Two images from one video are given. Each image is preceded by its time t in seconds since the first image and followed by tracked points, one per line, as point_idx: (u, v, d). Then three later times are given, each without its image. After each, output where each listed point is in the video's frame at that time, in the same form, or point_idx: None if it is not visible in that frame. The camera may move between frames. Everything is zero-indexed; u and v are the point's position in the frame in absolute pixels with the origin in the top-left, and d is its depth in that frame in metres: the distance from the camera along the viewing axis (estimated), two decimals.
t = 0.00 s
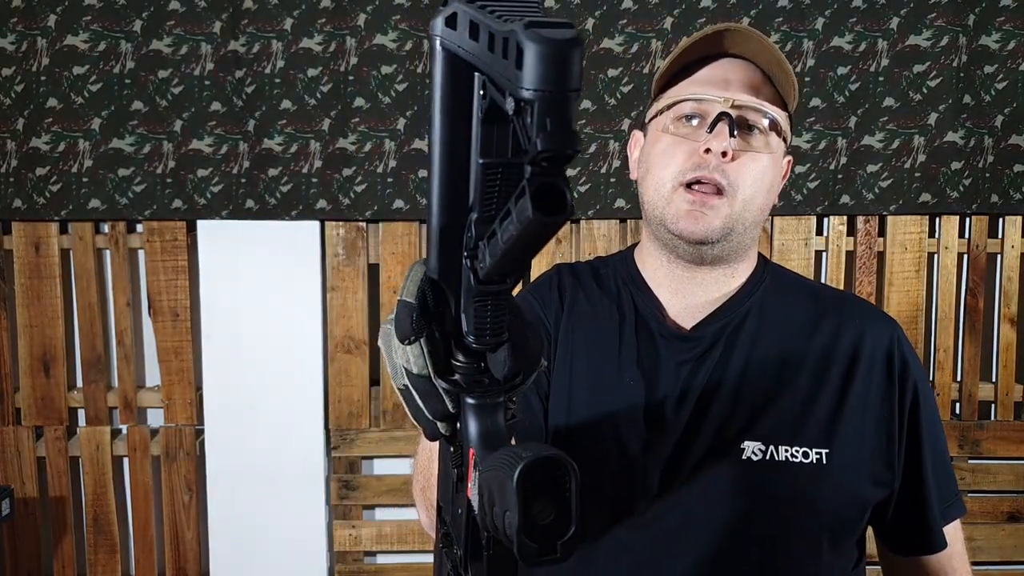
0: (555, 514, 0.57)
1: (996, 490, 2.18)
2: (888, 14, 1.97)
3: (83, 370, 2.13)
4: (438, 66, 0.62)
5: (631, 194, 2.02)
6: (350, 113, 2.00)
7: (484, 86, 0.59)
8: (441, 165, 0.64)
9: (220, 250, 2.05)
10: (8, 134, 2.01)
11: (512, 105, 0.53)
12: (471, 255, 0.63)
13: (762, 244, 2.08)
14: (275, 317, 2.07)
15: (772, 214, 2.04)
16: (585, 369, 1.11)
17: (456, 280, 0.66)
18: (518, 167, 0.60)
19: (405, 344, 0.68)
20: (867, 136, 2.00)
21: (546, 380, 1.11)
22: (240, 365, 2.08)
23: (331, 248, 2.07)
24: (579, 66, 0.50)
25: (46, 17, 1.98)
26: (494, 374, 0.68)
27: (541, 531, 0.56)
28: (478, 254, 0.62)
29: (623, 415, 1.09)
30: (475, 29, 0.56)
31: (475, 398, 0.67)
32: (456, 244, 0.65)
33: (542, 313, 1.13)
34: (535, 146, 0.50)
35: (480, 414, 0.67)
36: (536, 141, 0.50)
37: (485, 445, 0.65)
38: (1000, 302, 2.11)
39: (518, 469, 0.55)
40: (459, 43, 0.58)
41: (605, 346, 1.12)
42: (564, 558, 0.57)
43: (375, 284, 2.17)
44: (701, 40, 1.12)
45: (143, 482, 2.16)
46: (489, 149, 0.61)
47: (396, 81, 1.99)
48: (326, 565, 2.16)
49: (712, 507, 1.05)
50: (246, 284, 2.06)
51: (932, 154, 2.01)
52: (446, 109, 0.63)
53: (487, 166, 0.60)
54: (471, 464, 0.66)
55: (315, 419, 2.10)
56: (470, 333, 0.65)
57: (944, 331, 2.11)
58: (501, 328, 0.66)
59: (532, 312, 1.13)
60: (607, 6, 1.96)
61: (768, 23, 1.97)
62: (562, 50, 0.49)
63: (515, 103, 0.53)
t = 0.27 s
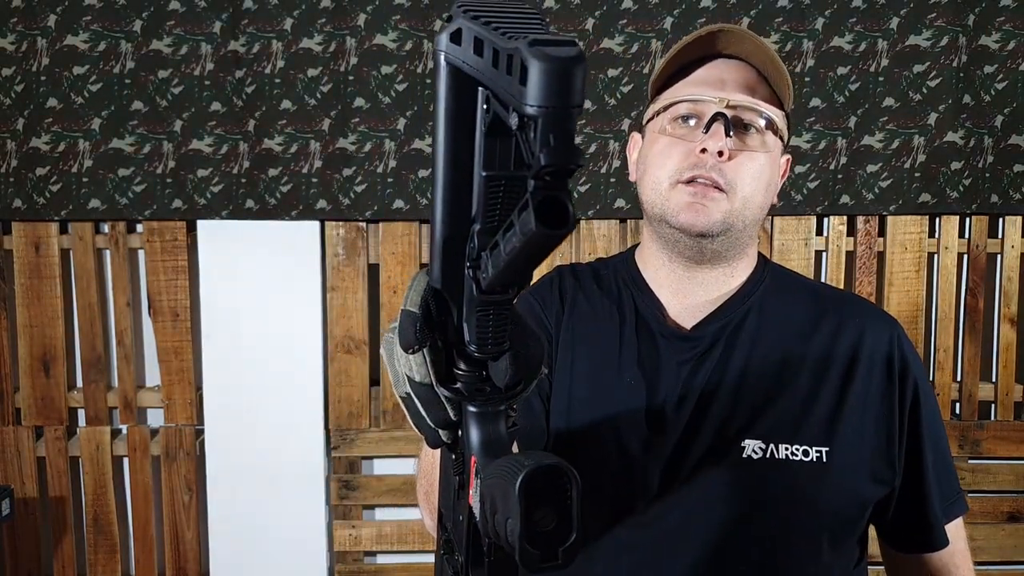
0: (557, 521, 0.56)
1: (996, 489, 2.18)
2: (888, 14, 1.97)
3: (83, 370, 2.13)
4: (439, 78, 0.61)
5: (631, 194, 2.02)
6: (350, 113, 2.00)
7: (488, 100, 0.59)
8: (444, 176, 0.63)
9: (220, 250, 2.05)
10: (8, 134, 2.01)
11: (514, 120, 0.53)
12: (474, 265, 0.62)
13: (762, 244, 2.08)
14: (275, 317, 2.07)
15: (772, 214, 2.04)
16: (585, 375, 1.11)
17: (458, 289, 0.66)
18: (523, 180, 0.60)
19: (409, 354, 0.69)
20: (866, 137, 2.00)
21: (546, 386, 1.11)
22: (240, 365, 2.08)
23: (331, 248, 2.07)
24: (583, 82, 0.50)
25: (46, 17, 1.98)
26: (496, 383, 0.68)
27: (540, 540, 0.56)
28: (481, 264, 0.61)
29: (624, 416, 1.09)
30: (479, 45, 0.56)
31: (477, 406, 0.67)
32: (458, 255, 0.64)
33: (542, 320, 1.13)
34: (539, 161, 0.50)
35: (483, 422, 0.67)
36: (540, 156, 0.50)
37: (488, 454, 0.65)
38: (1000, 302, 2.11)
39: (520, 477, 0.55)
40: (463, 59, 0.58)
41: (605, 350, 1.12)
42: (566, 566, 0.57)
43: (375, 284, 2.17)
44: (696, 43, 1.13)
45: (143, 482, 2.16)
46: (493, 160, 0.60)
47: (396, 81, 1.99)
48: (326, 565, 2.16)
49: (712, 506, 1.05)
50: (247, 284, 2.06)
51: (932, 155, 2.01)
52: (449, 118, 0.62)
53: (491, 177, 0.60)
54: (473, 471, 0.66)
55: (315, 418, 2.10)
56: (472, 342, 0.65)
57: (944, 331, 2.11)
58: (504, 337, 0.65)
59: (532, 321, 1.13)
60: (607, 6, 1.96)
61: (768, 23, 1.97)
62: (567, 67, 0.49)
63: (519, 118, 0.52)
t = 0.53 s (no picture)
0: (594, 506, 0.55)
1: (996, 490, 2.18)
2: (888, 14, 1.97)
3: (83, 369, 2.13)
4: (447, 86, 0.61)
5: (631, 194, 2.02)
6: (351, 113, 2.00)
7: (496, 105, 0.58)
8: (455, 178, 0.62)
9: (220, 250, 2.05)
10: (8, 134, 2.01)
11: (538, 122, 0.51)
12: (483, 268, 0.62)
13: (762, 244, 2.08)
14: (275, 316, 2.07)
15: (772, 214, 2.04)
16: (586, 375, 1.11)
17: (466, 293, 0.65)
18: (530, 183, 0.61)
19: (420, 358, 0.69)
20: (866, 137, 2.00)
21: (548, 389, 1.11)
22: (240, 365, 2.08)
23: (331, 248, 2.07)
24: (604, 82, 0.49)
25: (46, 17, 1.98)
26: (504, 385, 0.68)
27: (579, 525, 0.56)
28: (490, 267, 0.61)
29: (624, 416, 1.09)
30: (491, 53, 0.54)
31: (487, 407, 0.66)
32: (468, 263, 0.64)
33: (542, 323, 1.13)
34: (563, 158, 0.49)
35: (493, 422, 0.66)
36: (566, 156, 0.49)
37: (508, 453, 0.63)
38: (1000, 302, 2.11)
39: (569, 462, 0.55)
40: (472, 67, 0.57)
41: (606, 349, 1.12)
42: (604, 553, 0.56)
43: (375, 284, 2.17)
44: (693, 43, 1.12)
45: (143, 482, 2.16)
46: (502, 164, 0.61)
47: (396, 81, 1.99)
48: (326, 565, 2.16)
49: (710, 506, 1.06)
50: (247, 284, 2.06)
51: (932, 155, 2.01)
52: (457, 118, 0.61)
53: (501, 181, 0.60)
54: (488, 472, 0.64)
55: (315, 418, 2.10)
56: (481, 343, 0.64)
57: (944, 331, 2.11)
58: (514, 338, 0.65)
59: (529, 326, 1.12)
60: (607, 7, 1.96)
61: (768, 23, 1.97)
62: (590, 68, 0.47)
63: (539, 120, 0.50)
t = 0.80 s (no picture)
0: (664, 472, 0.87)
1: (996, 490, 2.18)
2: (888, 14, 1.97)
3: (83, 369, 2.13)
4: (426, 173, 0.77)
5: (631, 194, 2.03)
6: (351, 113, 2.00)
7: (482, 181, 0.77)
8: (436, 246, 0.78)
9: (220, 250, 2.05)
10: (8, 134, 2.01)
11: (546, 183, 0.73)
12: (485, 319, 0.79)
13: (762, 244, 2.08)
14: (275, 316, 2.07)
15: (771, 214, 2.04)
16: (580, 383, 1.15)
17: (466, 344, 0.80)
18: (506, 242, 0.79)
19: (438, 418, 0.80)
20: (866, 137, 2.00)
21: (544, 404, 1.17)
22: (240, 365, 2.08)
23: (331, 248, 2.07)
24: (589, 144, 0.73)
25: (46, 17, 1.98)
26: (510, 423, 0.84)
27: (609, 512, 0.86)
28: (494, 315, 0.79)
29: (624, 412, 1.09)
30: (482, 143, 0.75)
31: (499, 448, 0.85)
32: (467, 322, 0.79)
33: (531, 348, 1.20)
34: (580, 197, 0.73)
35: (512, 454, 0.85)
36: (589, 198, 0.73)
37: (562, 476, 0.85)
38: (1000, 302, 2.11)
39: (649, 462, 0.82)
40: (464, 155, 0.75)
41: (600, 354, 1.15)
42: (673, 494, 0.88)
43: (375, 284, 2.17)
44: (692, 49, 1.13)
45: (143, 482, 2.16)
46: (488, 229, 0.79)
47: (396, 81, 1.99)
48: (326, 565, 2.16)
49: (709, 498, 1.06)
50: (246, 284, 2.06)
51: (932, 155, 2.01)
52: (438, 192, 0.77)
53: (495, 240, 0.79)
54: (529, 500, 0.84)
55: (315, 418, 2.10)
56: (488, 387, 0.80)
57: (944, 331, 2.11)
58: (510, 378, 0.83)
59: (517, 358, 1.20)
60: (607, 7, 1.96)
61: (768, 23, 1.97)
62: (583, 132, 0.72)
63: (552, 177, 0.73)
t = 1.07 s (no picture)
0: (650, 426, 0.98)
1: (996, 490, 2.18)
2: (888, 14, 1.97)
3: (83, 369, 2.13)
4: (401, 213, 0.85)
5: (632, 194, 2.02)
6: (351, 113, 2.00)
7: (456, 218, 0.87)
8: (424, 267, 0.84)
9: (220, 250, 2.05)
10: (9, 134, 2.01)
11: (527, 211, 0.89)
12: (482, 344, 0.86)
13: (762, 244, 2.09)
14: (275, 317, 2.07)
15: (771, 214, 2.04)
16: (568, 372, 1.15)
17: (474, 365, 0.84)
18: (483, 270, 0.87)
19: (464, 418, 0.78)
20: (866, 136, 2.00)
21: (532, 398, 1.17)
22: (240, 365, 2.08)
23: (331, 248, 2.07)
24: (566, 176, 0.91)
25: (46, 17, 1.98)
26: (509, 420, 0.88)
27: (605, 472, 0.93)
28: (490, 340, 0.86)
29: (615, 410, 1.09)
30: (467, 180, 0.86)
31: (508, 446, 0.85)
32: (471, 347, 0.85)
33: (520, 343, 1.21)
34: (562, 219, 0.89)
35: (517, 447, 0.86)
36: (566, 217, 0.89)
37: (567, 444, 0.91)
38: (1000, 302, 2.11)
39: (639, 415, 0.94)
40: (450, 192, 0.85)
41: (589, 344, 1.16)
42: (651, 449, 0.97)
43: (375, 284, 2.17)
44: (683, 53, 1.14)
45: (143, 482, 2.16)
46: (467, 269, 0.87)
47: (396, 81, 1.99)
48: (326, 565, 2.16)
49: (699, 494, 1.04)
50: (247, 284, 2.06)
51: (932, 155, 2.01)
52: (429, 222, 0.84)
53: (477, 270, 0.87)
54: (537, 478, 0.85)
55: (315, 418, 2.10)
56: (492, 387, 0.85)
57: (944, 331, 2.11)
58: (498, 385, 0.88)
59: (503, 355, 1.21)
60: (607, 7, 1.96)
61: (768, 23, 1.97)
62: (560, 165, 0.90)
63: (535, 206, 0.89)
